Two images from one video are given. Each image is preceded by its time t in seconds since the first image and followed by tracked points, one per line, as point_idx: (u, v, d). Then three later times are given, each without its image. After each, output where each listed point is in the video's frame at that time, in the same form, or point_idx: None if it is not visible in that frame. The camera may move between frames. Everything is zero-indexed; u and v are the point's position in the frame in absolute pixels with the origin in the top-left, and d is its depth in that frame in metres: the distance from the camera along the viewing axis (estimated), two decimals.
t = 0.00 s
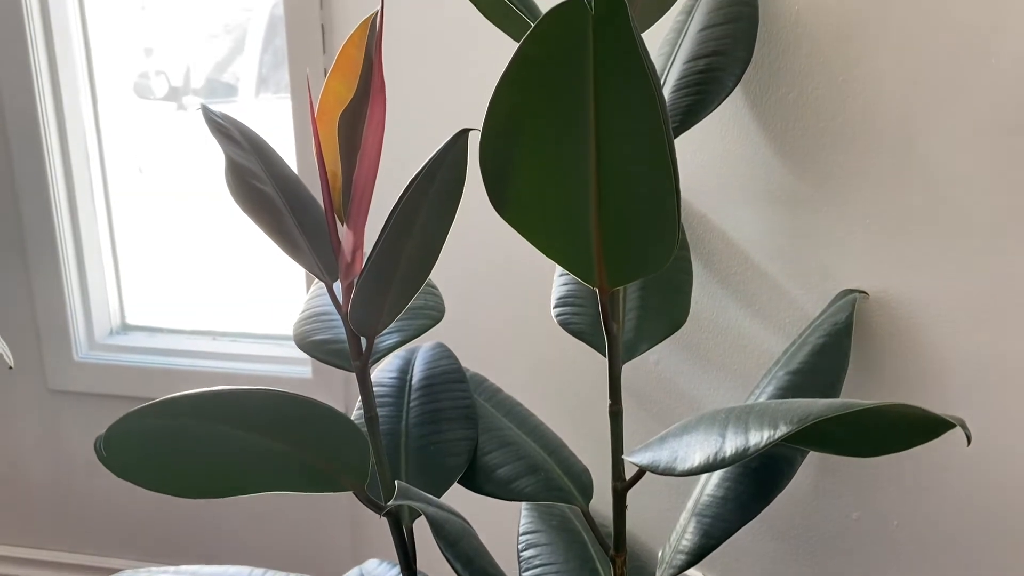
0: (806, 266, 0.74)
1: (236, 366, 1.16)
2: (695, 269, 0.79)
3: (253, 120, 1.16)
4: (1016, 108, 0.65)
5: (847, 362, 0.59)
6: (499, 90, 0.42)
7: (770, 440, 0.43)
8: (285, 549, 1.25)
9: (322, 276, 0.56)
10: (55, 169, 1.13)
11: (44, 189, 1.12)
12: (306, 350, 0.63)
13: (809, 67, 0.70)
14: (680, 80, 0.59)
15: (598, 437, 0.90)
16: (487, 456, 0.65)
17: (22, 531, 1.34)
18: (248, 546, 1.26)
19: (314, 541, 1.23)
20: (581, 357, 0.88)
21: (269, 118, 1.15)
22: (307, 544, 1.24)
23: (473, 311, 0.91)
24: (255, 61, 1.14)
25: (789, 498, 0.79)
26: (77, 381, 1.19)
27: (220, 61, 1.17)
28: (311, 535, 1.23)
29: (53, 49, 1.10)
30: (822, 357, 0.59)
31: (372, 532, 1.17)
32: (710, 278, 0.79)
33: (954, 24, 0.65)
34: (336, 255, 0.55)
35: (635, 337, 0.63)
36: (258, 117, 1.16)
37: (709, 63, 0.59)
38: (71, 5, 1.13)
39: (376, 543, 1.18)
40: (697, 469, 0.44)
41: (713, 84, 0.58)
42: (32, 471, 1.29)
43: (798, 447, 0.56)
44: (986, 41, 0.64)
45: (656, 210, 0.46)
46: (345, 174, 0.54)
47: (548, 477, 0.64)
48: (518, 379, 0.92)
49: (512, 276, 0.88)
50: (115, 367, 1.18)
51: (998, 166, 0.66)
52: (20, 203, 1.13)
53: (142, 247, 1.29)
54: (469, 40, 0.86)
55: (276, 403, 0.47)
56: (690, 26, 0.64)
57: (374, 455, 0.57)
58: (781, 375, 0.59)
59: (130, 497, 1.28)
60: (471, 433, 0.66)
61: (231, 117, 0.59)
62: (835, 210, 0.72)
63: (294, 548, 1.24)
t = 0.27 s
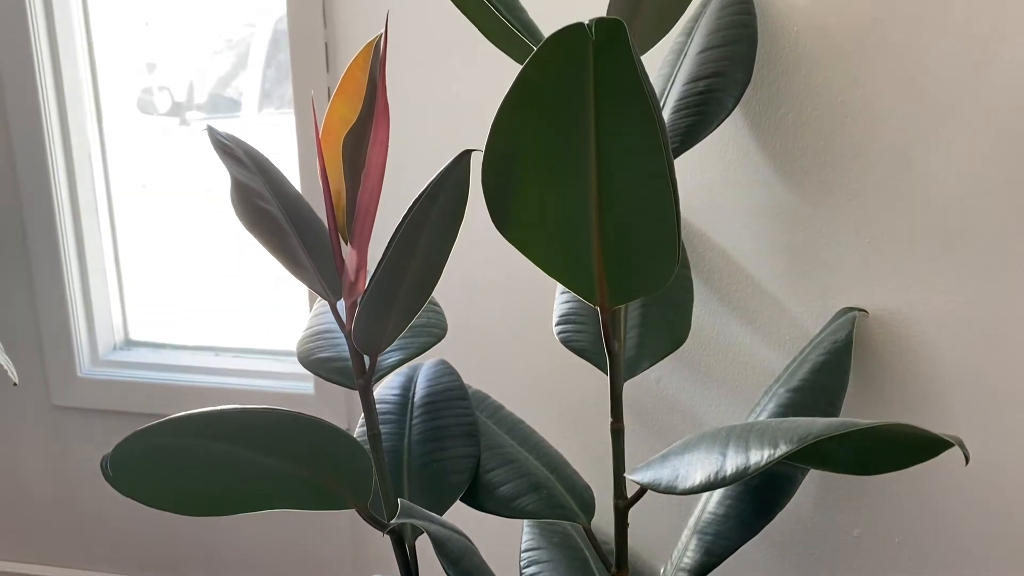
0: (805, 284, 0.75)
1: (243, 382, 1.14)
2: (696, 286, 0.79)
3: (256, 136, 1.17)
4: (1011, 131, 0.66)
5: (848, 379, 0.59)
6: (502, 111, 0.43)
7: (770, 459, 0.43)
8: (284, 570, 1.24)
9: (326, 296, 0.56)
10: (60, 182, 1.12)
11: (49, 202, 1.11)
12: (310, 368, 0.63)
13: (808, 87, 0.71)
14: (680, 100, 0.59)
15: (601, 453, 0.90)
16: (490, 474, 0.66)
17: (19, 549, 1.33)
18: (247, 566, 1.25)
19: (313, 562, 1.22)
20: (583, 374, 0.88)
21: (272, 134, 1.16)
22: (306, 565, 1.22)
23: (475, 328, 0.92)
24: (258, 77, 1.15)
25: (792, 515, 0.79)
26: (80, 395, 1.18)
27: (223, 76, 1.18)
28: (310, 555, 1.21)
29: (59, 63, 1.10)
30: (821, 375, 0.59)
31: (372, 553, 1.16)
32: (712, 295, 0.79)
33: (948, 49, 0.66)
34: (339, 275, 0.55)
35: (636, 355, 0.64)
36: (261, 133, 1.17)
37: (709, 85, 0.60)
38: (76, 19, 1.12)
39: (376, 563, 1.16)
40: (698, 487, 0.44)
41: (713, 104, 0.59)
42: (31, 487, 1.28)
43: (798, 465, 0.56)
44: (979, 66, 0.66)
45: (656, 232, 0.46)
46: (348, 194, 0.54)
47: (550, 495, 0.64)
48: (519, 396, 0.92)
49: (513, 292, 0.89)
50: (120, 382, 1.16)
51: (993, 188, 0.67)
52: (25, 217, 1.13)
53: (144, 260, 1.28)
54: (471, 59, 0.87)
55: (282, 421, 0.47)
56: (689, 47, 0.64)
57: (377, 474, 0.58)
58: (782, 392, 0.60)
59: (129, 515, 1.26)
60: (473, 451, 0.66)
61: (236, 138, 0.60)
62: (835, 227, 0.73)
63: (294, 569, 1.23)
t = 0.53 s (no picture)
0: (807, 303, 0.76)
1: (246, 399, 1.14)
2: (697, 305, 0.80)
3: (259, 150, 1.17)
4: (1008, 151, 0.66)
5: (848, 400, 0.60)
6: (504, 132, 0.43)
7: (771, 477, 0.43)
8: None
9: (329, 314, 0.56)
10: (65, 197, 1.12)
11: (53, 217, 1.12)
12: (313, 386, 0.64)
13: (808, 108, 0.72)
14: (680, 120, 0.60)
15: (603, 470, 0.90)
16: (492, 491, 0.66)
17: (18, 566, 1.32)
18: None
19: None
20: (585, 391, 0.88)
21: (275, 147, 1.16)
22: None
23: (478, 345, 0.92)
24: (262, 91, 1.15)
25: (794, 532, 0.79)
26: (83, 410, 1.18)
27: (226, 91, 1.18)
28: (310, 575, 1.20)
29: (64, 79, 1.10)
30: (823, 392, 0.60)
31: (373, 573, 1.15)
32: (713, 312, 0.80)
33: (945, 69, 0.67)
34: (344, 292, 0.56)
35: (638, 373, 0.64)
36: (264, 147, 1.17)
37: (708, 105, 0.61)
38: (82, 35, 1.13)
39: None
40: (700, 505, 0.44)
41: (713, 124, 0.60)
42: (31, 504, 1.27)
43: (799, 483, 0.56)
44: (975, 86, 0.66)
45: (656, 252, 0.47)
46: (352, 214, 0.55)
47: (552, 512, 0.65)
48: (522, 411, 0.92)
49: (514, 307, 0.89)
50: (122, 397, 1.17)
51: (990, 208, 0.68)
52: (30, 232, 1.13)
53: (148, 277, 1.28)
54: (473, 76, 0.88)
55: (285, 440, 0.48)
56: (689, 68, 0.65)
57: (380, 492, 0.58)
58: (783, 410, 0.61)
59: (129, 533, 1.25)
60: (474, 468, 0.66)
61: (241, 157, 0.60)
62: (834, 244, 0.73)
63: None
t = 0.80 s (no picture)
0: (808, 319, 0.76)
1: (249, 414, 1.14)
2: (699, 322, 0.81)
3: (261, 165, 1.16)
4: (1006, 168, 0.67)
5: (849, 416, 0.61)
6: (506, 151, 0.43)
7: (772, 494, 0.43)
8: None
9: (332, 330, 0.57)
10: (69, 212, 1.13)
11: (57, 233, 1.12)
12: (315, 402, 0.64)
13: (808, 125, 0.73)
14: (681, 138, 0.60)
15: (605, 486, 0.90)
16: (493, 507, 0.66)
17: None
18: None
19: None
20: (587, 407, 0.88)
21: (278, 162, 1.15)
22: None
23: (480, 361, 0.92)
24: (265, 107, 1.15)
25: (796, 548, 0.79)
26: (85, 425, 1.18)
27: (229, 106, 1.18)
28: None
29: (69, 95, 1.11)
30: (823, 408, 0.61)
31: None
32: (714, 328, 0.80)
33: (943, 87, 0.68)
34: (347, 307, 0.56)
35: (639, 390, 0.64)
36: (267, 161, 1.16)
37: (708, 123, 0.61)
38: (87, 51, 1.14)
39: None
40: (701, 522, 0.44)
41: (714, 142, 0.60)
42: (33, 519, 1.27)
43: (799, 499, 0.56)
44: (973, 104, 0.67)
45: (657, 269, 0.47)
46: (355, 231, 0.55)
47: (554, 528, 0.65)
48: (523, 427, 0.92)
49: (516, 323, 0.89)
50: (125, 413, 1.17)
51: (988, 224, 0.68)
52: (34, 247, 1.13)
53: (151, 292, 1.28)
54: (476, 93, 0.88)
55: (289, 457, 0.48)
56: (689, 86, 0.66)
57: (382, 509, 0.58)
58: (783, 426, 0.61)
59: (130, 549, 1.25)
60: (475, 484, 0.66)
61: (246, 175, 0.61)
62: (834, 260, 0.74)
63: None
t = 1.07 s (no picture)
0: (810, 336, 0.76)
1: (252, 429, 1.14)
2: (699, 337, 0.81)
3: (265, 181, 1.17)
4: (1004, 186, 0.67)
5: (851, 432, 0.61)
6: (508, 170, 0.44)
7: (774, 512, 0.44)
8: None
9: (336, 347, 0.57)
10: (73, 229, 1.13)
11: (62, 250, 1.12)
12: (318, 419, 0.64)
13: (809, 143, 0.73)
14: (681, 157, 0.61)
15: (608, 503, 0.90)
16: (496, 523, 0.66)
17: None
18: None
19: None
20: (589, 423, 0.89)
21: (282, 178, 1.15)
22: None
23: (483, 378, 0.93)
24: (268, 122, 1.15)
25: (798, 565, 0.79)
26: (88, 441, 1.18)
27: (231, 120, 1.17)
28: None
29: (75, 112, 1.11)
30: (823, 425, 0.61)
31: None
32: (715, 345, 0.81)
33: (942, 106, 0.68)
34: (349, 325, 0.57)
35: (641, 407, 0.65)
36: (271, 177, 1.16)
37: (708, 142, 0.62)
38: (91, 68, 1.14)
39: None
40: (703, 539, 0.44)
41: (714, 161, 0.61)
42: (35, 536, 1.26)
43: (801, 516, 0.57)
44: (971, 123, 0.68)
45: (659, 287, 0.47)
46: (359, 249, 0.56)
47: (557, 545, 0.65)
48: (526, 443, 0.93)
49: (518, 339, 0.90)
50: (127, 429, 1.17)
51: (987, 242, 0.69)
52: (38, 264, 1.13)
53: (153, 307, 1.27)
54: (478, 111, 0.89)
55: (293, 475, 0.48)
56: (690, 106, 0.66)
57: (385, 526, 0.58)
58: (784, 442, 0.62)
59: (132, 565, 1.25)
60: (479, 500, 0.66)
61: (251, 193, 0.61)
62: (834, 278, 0.75)
63: None
